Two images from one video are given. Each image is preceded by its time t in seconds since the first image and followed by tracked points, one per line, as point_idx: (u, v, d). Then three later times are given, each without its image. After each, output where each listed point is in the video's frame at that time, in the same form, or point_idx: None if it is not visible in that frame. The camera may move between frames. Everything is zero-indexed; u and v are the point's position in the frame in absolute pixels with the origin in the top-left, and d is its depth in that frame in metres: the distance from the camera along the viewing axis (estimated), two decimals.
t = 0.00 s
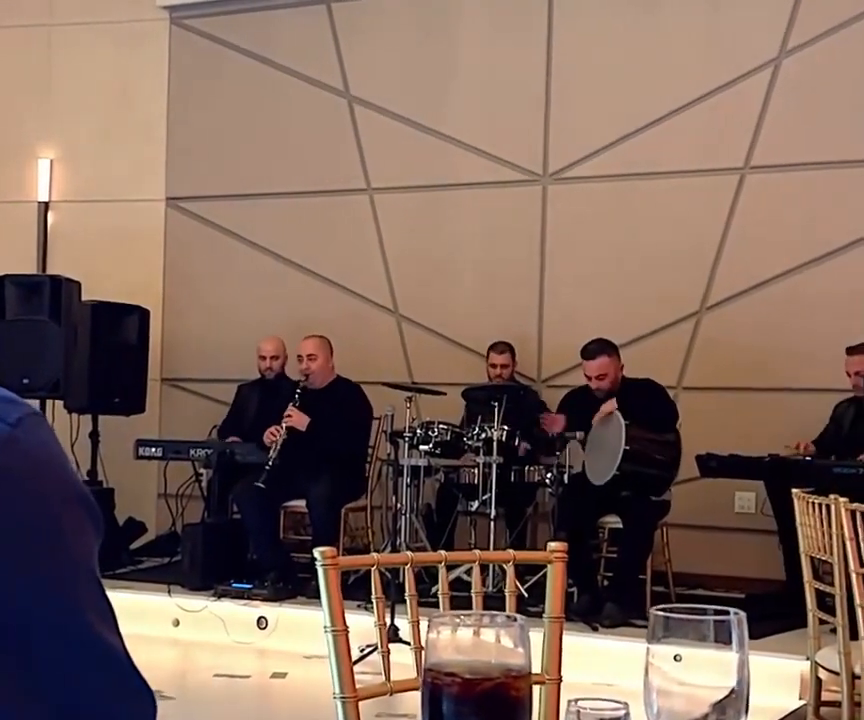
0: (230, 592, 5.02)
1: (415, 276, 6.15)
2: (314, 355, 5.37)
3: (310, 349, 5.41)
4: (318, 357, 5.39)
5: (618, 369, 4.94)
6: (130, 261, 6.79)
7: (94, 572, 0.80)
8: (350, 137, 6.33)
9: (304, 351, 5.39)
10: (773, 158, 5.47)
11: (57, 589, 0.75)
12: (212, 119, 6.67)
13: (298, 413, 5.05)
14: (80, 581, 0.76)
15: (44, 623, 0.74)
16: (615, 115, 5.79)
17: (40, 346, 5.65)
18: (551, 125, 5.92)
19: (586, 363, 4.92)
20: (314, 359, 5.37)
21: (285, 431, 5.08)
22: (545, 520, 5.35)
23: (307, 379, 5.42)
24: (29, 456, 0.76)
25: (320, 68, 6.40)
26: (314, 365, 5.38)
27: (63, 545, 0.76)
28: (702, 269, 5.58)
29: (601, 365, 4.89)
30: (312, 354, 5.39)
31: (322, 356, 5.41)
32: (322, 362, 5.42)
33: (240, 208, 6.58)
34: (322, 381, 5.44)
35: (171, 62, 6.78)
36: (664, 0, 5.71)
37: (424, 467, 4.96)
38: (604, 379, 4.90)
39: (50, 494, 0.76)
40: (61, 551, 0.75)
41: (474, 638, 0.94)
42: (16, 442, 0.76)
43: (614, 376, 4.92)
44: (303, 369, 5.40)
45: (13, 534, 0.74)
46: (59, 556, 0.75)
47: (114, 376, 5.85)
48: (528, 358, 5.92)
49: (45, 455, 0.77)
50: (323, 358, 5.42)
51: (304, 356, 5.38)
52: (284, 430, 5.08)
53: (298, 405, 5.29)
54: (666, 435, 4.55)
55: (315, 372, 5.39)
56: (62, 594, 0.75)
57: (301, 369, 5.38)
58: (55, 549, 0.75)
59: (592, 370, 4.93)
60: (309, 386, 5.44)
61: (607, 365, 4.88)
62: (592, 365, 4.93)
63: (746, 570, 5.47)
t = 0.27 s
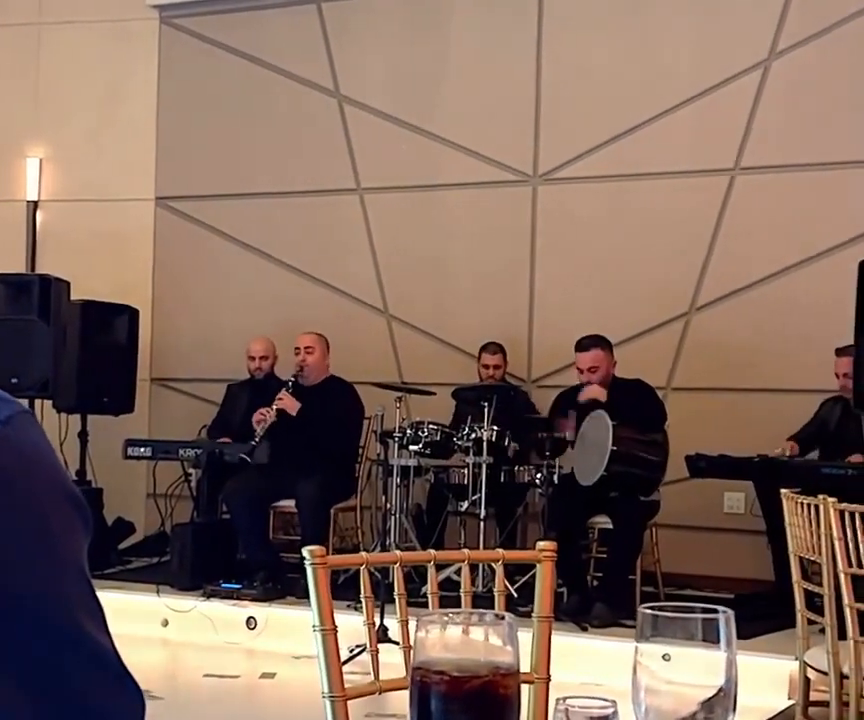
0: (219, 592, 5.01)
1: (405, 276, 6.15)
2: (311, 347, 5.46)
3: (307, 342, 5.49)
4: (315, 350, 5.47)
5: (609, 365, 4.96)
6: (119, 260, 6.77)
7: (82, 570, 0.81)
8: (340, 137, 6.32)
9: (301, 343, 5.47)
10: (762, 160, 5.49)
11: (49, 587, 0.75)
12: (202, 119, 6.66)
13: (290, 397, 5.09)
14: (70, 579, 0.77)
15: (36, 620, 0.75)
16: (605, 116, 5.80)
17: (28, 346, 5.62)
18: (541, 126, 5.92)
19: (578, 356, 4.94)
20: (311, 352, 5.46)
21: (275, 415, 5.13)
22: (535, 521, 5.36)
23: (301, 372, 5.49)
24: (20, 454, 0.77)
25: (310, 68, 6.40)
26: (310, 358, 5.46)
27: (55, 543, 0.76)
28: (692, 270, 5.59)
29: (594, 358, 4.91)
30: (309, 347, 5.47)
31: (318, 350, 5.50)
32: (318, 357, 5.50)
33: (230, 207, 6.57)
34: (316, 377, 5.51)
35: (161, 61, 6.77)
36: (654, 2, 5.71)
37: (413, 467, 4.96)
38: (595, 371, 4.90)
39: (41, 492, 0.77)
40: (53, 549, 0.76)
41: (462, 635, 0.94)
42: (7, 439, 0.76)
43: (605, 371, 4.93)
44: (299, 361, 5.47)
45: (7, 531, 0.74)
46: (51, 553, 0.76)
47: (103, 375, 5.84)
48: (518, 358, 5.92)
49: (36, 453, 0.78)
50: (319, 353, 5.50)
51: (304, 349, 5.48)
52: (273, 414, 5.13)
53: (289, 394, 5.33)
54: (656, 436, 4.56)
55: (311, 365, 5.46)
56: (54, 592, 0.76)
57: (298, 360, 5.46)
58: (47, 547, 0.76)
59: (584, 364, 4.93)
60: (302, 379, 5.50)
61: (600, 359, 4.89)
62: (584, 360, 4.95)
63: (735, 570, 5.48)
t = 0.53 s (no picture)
0: (209, 592, 5.00)
1: (396, 276, 6.15)
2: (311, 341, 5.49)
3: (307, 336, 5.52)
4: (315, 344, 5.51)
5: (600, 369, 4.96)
6: (110, 259, 6.76)
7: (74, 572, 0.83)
8: (331, 137, 6.32)
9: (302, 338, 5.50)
10: (753, 160, 5.50)
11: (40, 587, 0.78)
12: (193, 117, 6.65)
13: (287, 384, 5.18)
14: (61, 580, 0.80)
15: (26, 620, 0.77)
16: (596, 116, 5.80)
17: (17, 345, 5.60)
18: (532, 126, 5.92)
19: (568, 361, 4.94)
20: (311, 346, 5.49)
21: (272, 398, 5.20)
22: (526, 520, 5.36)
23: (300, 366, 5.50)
24: (11, 458, 0.79)
25: (302, 67, 6.39)
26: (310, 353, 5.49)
27: (46, 544, 0.79)
28: (683, 270, 5.60)
29: (583, 363, 4.91)
30: (309, 342, 5.50)
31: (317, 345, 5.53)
32: (317, 352, 5.53)
33: (221, 206, 6.56)
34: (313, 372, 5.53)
35: (152, 59, 6.75)
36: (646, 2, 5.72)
37: (404, 467, 4.96)
38: (586, 376, 4.92)
39: (32, 494, 0.79)
40: (43, 549, 0.78)
41: (452, 637, 0.94)
42: None
43: (595, 375, 4.93)
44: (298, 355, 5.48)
45: None
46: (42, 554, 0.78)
47: (94, 375, 5.83)
48: (509, 358, 5.93)
49: (28, 457, 0.80)
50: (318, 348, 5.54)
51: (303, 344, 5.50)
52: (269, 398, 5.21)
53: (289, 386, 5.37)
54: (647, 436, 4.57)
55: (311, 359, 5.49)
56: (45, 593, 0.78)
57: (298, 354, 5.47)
58: (37, 549, 0.78)
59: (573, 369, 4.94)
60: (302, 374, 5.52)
61: (589, 364, 4.90)
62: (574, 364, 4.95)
63: (725, 570, 5.49)
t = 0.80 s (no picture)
0: (200, 590, 4.97)
1: (388, 274, 6.14)
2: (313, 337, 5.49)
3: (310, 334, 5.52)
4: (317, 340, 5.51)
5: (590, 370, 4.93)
6: (101, 257, 6.74)
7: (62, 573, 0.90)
8: (323, 135, 6.31)
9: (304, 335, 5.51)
10: (744, 160, 5.51)
11: (32, 586, 0.85)
12: (184, 115, 6.64)
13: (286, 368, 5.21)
14: (51, 579, 0.87)
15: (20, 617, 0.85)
16: (588, 115, 5.81)
17: (9, 343, 5.55)
18: (524, 125, 5.92)
19: (559, 365, 4.91)
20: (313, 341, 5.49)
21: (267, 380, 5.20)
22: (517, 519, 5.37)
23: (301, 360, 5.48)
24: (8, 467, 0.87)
25: (293, 65, 6.38)
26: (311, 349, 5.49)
27: (38, 548, 0.86)
28: (675, 270, 5.61)
29: (575, 365, 4.88)
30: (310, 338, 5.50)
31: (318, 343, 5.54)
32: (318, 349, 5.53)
33: (212, 204, 6.55)
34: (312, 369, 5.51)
35: (144, 57, 6.74)
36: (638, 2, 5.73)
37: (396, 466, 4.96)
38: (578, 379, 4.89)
39: (26, 500, 0.87)
40: (35, 551, 0.86)
41: (442, 638, 0.94)
42: None
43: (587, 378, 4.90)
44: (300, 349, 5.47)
45: None
46: (33, 556, 0.86)
47: (85, 373, 5.82)
48: (501, 356, 5.93)
49: (23, 466, 0.88)
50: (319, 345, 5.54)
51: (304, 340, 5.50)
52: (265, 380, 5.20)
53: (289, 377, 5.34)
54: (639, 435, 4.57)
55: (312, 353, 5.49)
56: (36, 592, 0.85)
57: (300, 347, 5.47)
58: (29, 552, 0.85)
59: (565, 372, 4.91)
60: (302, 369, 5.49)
61: (580, 365, 4.87)
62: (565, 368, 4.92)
63: (717, 570, 5.50)
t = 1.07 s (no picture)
0: (193, 587, 4.97)
1: (381, 271, 6.14)
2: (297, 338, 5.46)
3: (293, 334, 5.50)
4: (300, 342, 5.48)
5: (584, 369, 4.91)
6: (94, 253, 6.73)
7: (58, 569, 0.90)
8: (316, 131, 6.31)
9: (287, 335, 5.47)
10: (737, 157, 5.51)
11: (26, 587, 0.85)
12: (178, 111, 6.63)
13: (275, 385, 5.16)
14: (46, 579, 0.87)
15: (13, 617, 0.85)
16: (582, 112, 5.81)
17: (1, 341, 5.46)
18: (518, 121, 5.92)
19: (552, 367, 4.88)
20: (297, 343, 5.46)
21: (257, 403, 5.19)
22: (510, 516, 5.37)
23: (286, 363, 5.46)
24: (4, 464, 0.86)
25: (287, 61, 6.38)
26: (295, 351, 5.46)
27: (34, 548, 0.86)
28: (668, 267, 5.61)
29: (568, 368, 4.85)
30: (294, 339, 5.47)
31: (302, 342, 5.52)
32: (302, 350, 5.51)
33: (205, 201, 6.54)
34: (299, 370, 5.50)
35: (137, 53, 6.73)
36: None
37: (389, 462, 4.96)
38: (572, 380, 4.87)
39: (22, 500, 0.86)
40: (31, 552, 0.85)
41: (436, 633, 0.94)
42: None
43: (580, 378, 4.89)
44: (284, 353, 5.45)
45: None
46: (28, 557, 0.85)
47: (77, 370, 5.81)
48: (494, 353, 5.93)
49: (19, 463, 0.87)
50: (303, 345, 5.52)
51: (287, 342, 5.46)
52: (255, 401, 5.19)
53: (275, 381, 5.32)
54: (632, 432, 4.58)
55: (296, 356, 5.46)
56: (30, 592, 0.85)
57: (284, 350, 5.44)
58: (25, 552, 0.85)
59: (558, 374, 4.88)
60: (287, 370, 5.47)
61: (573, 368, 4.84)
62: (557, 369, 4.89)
63: (710, 567, 5.51)
